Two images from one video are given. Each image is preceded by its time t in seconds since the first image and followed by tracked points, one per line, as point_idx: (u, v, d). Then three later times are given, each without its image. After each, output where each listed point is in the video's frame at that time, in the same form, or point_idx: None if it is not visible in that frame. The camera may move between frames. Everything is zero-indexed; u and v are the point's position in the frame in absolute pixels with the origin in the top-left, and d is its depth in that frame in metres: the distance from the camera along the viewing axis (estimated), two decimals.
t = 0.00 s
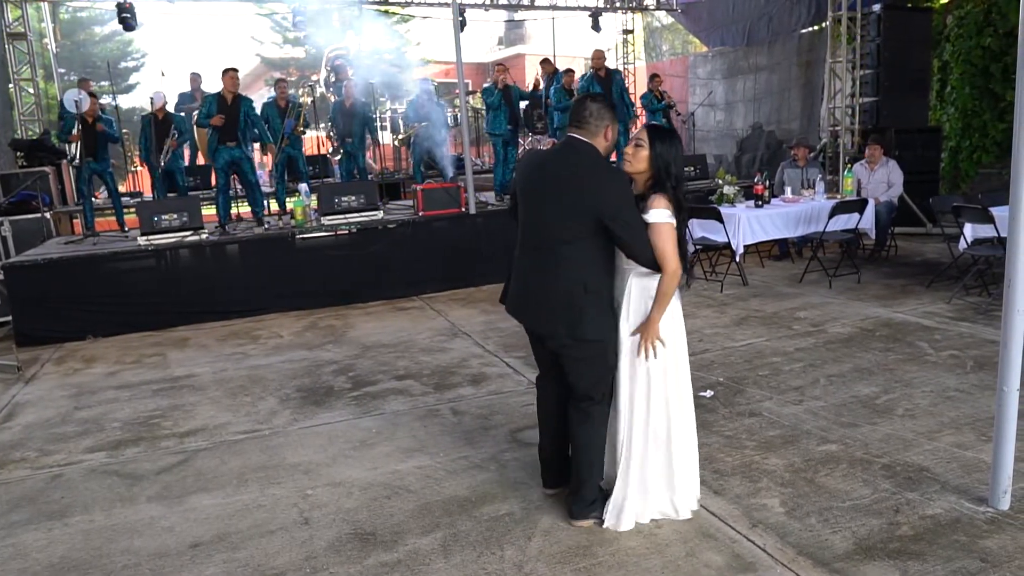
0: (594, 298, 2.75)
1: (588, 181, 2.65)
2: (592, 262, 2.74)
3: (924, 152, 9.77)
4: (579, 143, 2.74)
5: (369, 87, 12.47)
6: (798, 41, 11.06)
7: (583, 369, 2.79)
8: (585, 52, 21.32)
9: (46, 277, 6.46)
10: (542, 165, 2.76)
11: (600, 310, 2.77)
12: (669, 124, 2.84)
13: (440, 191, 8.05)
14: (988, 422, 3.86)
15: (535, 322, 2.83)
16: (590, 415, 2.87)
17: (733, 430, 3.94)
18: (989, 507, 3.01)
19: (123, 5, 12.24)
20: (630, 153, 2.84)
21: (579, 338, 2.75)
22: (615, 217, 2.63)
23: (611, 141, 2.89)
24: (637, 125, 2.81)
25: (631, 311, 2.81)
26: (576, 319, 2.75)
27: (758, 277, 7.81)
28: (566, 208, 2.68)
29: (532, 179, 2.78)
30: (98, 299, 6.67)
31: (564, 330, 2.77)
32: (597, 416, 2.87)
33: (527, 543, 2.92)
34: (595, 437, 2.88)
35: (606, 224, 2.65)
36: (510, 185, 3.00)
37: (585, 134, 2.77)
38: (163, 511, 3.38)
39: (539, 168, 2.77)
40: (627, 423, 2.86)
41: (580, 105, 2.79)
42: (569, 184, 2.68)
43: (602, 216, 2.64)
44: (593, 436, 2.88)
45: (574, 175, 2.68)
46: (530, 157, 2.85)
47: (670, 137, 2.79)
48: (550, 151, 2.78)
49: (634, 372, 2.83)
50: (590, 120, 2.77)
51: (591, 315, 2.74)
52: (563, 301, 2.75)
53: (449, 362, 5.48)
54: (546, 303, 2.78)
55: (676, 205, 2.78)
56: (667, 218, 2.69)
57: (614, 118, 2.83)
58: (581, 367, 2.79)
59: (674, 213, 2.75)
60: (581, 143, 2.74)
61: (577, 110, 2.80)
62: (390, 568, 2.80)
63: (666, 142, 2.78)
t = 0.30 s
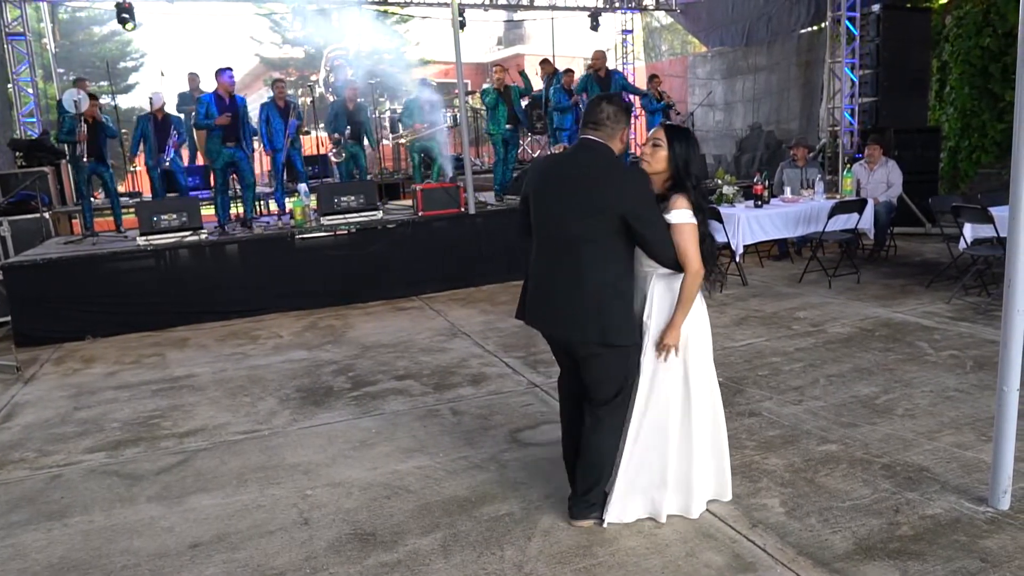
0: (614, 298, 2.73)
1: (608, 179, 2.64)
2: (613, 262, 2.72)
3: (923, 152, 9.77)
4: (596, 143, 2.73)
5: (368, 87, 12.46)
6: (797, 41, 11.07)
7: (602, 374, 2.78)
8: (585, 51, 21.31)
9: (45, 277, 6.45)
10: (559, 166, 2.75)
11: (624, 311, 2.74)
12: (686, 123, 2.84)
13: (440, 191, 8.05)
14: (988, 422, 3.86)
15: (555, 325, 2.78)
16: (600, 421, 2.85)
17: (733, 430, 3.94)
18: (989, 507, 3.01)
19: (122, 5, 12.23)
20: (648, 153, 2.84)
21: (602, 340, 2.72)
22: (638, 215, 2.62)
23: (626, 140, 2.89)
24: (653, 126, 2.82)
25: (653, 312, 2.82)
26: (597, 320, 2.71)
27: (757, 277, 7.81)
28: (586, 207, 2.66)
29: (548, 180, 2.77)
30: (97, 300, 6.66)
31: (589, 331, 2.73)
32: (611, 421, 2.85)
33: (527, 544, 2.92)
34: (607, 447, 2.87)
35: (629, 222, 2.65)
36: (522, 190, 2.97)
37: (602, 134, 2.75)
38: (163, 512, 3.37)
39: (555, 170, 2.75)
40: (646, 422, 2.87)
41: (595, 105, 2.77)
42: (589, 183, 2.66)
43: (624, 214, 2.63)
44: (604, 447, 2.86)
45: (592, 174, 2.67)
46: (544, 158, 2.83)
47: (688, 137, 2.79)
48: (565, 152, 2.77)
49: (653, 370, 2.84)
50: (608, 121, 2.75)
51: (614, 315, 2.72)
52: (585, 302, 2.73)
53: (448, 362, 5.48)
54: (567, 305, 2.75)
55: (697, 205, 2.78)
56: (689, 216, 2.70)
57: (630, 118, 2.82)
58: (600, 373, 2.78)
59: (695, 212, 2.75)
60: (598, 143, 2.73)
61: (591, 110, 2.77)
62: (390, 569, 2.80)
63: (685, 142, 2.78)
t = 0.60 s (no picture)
0: (623, 299, 2.73)
1: (617, 182, 2.63)
2: (622, 265, 2.72)
3: (923, 152, 9.78)
4: (603, 145, 2.74)
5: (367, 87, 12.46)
6: (797, 41, 11.07)
7: (606, 375, 2.79)
8: (584, 51, 21.29)
9: (45, 277, 6.44)
10: (565, 167, 2.73)
11: (631, 312, 2.74)
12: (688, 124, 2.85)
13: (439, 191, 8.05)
14: (987, 422, 3.86)
15: (564, 328, 2.77)
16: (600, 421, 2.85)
17: (733, 430, 3.94)
18: (989, 507, 3.02)
19: (121, 5, 12.24)
20: (652, 155, 2.85)
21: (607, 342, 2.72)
22: (647, 217, 2.63)
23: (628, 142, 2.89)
24: (658, 127, 2.82)
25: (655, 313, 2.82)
26: (608, 322, 2.72)
27: (757, 277, 7.82)
28: (594, 210, 2.65)
29: (554, 183, 2.75)
30: (97, 300, 6.66)
31: (599, 333, 2.73)
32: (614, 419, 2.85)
33: (528, 544, 2.92)
34: (610, 447, 2.87)
35: (638, 225, 2.66)
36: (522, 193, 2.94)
37: (609, 135, 2.76)
38: (162, 512, 3.37)
39: (561, 172, 2.74)
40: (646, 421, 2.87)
41: (601, 107, 2.78)
42: (598, 185, 2.65)
43: (634, 217, 2.64)
44: (607, 447, 2.87)
45: (600, 177, 2.65)
46: (548, 160, 2.81)
47: (691, 138, 2.80)
48: (569, 155, 2.76)
49: (653, 368, 2.83)
50: (610, 124, 2.75)
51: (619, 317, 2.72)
52: (595, 305, 2.72)
53: (448, 362, 5.48)
54: (576, 308, 2.74)
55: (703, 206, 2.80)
56: (695, 218, 2.72)
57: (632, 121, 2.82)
58: (603, 374, 2.79)
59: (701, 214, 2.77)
60: (605, 145, 2.74)
61: (597, 111, 2.79)
62: (391, 569, 2.80)
63: (688, 143, 2.79)
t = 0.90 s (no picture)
0: (619, 299, 2.73)
1: (619, 184, 2.65)
2: (618, 266, 2.73)
3: (922, 152, 9.79)
4: (605, 145, 2.76)
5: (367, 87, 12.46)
6: (796, 41, 11.07)
7: (610, 369, 2.80)
8: (584, 52, 21.29)
9: (45, 277, 6.44)
10: (569, 165, 2.73)
11: (629, 313, 2.75)
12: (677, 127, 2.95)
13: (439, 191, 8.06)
14: (987, 422, 3.87)
15: (561, 325, 2.74)
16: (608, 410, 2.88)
17: (733, 430, 3.95)
18: (989, 506, 3.02)
19: (121, 6, 12.25)
20: (646, 156, 2.93)
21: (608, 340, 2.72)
22: (650, 219, 2.66)
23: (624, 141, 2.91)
24: (648, 131, 2.92)
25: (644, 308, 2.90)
26: (604, 321, 2.71)
27: (757, 277, 7.82)
28: (595, 210, 2.66)
29: (555, 181, 2.74)
30: (97, 300, 6.66)
31: (596, 332, 2.72)
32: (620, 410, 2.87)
33: (528, 544, 2.92)
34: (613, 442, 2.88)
35: (638, 227, 2.68)
36: (519, 189, 2.92)
37: (609, 135, 2.78)
38: (162, 512, 3.37)
39: (563, 170, 2.74)
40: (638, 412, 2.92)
41: (599, 107, 2.80)
42: (600, 185, 2.66)
43: (635, 219, 2.65)
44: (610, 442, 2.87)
45: (602, 177, 2.67)
46: (550, 158, 2.80)
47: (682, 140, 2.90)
48: (571, 153, 2.76)
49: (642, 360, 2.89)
50: (611, 122, 2.77)
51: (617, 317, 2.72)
52: (592, 304, 2.71)
53: (448, 362, 5.48)
54: (573, 306, 2.72)
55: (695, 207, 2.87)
56: (686, 220, 2.79)
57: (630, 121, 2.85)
58: (607, 368, 2.79)
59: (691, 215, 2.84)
60: (606, 144, 2.76)
61: (595, 111, 2.81)
62: (391, 569, 2.80)
63: (680, 145, 2.89)
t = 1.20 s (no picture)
0: (624, 295, 2.77)
1: (626, 183, 2.67)
2: (623, 262, 2.77)
3: (922, 152, 9.80)
4: (611, 143, 2.76)
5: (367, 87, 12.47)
6: (796, 41, 11.07)
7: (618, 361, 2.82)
8: (584, 52, 21.29)
9: (44, 277, 6.44)
10: (576, 163, 2.72)
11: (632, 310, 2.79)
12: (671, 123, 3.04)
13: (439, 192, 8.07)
14: (987, 422, 3.87)
15: (565, 322, 2.75)
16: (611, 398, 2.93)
17: (732, 429, 3.95)
18: (988, 506, 3.02)
19: (121, 6, 12.25)
20: (648, 150, 2.96)
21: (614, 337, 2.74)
22: (657, 218, 2.69)
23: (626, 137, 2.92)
24: (648, 126, 2.96)
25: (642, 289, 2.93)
26: (609, 319, 2.73)
27: (757, 277, 7.83)
28: (601, 209, 2.67)
29: (559, 179, 2.74)
30: (97, 300, 6.66)
31: (602, 329, 2.74)
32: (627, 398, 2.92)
33: (529, 543, 2.92)
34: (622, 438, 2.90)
35: (644, 224, 2.71)
36: (519, 186, 2.91)
37: (616, 133, 2.79)
38: (163, 512, 3.37)
39: (566, 168, 2.74)
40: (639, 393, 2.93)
41: (604, 106, 2.81)
42: (604, 184, 2.67)
43: (641, 217, 2.68)
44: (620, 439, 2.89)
45: (609, 176, 2.67)
46: (555, 156, 2.78)
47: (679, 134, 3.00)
48: (578, 151, 2.75)
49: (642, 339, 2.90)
50: (617, 117, 2.79)
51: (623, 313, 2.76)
52: (598, 301, 2.73)
53: (448, 362, 5.48)
54: (578, 303, 2.73)
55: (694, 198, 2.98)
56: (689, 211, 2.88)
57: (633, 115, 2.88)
58: (613, 362, 2.82)
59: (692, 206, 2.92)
60: (611, 142, 2.76)
61: (599, 110, 2.81)
62: (392, 568, 2.80)
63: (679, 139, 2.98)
